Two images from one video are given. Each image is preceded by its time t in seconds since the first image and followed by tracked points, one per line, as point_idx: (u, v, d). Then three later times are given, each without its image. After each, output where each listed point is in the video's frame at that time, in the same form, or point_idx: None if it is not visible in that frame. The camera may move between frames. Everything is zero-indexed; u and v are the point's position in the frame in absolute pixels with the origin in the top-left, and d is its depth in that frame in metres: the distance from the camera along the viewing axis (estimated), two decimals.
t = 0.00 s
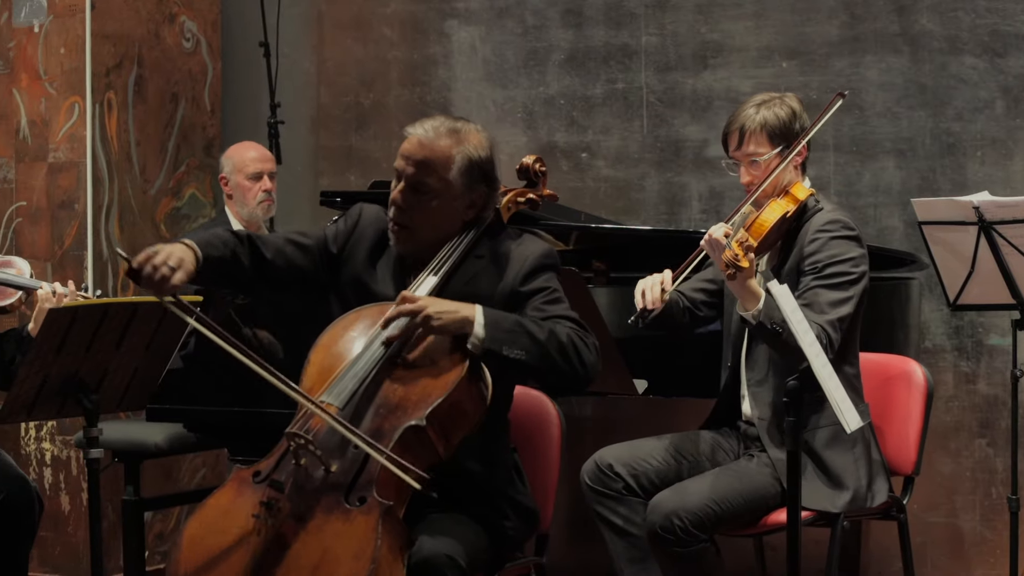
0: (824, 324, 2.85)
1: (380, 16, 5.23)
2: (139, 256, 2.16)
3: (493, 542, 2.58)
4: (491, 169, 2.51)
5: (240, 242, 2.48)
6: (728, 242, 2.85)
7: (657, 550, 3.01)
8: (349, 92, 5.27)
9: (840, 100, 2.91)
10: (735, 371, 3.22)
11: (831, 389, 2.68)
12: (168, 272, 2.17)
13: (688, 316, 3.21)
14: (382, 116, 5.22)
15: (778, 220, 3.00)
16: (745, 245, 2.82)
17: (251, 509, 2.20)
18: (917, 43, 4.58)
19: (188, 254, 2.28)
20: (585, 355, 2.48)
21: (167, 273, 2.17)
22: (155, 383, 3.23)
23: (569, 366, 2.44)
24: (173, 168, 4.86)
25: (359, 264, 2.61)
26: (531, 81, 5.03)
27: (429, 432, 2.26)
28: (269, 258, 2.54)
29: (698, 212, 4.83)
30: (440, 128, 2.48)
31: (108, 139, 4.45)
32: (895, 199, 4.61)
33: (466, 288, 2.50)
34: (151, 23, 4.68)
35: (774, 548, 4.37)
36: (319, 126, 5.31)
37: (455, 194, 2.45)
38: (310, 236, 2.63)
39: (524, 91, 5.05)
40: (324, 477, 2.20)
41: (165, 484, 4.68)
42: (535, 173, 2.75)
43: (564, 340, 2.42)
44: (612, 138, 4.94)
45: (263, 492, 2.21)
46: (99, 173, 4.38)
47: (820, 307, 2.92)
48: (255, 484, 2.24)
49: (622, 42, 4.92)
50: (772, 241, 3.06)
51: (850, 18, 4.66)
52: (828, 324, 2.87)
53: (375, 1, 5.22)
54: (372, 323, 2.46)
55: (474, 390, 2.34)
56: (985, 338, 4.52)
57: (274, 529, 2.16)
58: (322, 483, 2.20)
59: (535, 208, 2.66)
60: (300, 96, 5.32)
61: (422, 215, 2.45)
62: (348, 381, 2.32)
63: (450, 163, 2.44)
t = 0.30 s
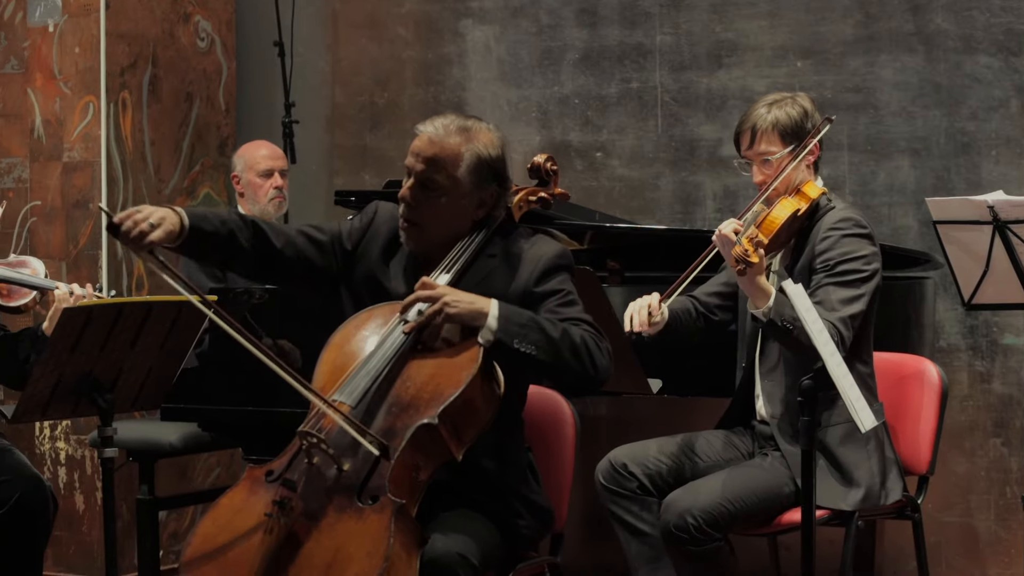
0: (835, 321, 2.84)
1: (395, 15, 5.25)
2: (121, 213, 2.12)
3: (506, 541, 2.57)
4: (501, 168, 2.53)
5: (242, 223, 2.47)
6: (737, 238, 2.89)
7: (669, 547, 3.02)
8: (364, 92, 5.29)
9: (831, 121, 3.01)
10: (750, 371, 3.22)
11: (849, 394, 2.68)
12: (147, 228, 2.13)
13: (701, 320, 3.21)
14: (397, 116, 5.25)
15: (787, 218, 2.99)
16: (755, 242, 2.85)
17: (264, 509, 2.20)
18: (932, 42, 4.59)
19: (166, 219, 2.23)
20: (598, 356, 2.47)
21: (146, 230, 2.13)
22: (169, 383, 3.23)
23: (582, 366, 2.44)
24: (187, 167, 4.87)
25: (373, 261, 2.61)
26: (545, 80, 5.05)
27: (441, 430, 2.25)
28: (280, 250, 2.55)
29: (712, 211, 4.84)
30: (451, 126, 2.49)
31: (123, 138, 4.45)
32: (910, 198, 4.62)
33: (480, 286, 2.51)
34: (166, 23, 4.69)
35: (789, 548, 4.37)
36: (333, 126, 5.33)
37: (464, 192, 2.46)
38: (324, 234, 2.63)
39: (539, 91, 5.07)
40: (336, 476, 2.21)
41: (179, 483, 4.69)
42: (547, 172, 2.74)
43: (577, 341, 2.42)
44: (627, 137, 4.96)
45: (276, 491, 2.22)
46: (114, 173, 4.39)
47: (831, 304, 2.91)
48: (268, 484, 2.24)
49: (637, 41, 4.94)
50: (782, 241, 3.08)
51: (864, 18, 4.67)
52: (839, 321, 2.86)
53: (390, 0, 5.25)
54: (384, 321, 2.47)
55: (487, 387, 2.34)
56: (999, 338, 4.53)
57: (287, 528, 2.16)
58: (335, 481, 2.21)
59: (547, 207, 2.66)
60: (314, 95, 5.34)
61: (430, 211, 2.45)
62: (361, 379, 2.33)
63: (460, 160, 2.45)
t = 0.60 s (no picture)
0: (852, 323, 2.84)
1: (408, 14, 5.27)
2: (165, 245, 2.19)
3: (520, 541, 2.57)
4: (512, 165, 2.53)
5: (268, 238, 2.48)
6: (755, 241, 2.93)
7: (683, 547, 3.02)
8: (378, 91, 5.31)
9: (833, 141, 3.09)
10: (765, 370, 3.24)
11: (863, 394, 2.66)
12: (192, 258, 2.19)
13: (715, 319, 3.24)
14: (410, 115, 5.26)
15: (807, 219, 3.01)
16: (773, 244, 2.89)
17: (277, 508, 2.20)
18: (946, 41, 4.59)
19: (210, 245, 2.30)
20: (615, 356, 2.47)
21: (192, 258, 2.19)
22: (182, 382, 3.22)
23: (598, 366, 2.44)
24: (201, 167, 4.88)
25: (386, 262, 2.61)
26: (559, 80, 5.06)
27: (456, 430, 2.26)
28: (297, 257, 2.54)
29: (726, 211, 4.85)
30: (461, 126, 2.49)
31: (137, 138, 4.46)
32: (924, 197, 4.62)
33: (496, 285, 2.51)
34: (179, 22, 4.70)
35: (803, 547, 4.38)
36: (347, 126, 5.35)
37: (478, 192, 2.46)
38: (337, 236, 2.62)
39: (553, 90, 5.08)
40: (350, 475, 2.21)
41: (193, 482, 4.70)
42: (562, 173, 2.75)
43: (594, 341, 2.42)
44: (640, 136, 4.97)
45: (290, 491, 2.22)
46: (127, 172, 4.39)
47: (849, 305, 2.90)
48: (281, 483, 2.24)
49: (650, 40, 4.94)
50: (799, 242, 3.08)
51: (878, 17, 4.67)
52: (856, 322, 2.86)
53: None
54: (398, 320, 2.47)
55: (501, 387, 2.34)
56: (1013, 337, 4.53)
57: (300, 527, 2.16)
58: (349, 480, 2.20)
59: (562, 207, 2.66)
60: (328, 94, 5.36)
61: (446, 214, 2.45)
62: (376, 377, 2.34)
63: (472, 161, 2.45)
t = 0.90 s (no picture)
0: (870, 328, 2.86)
1: (419, 14, 5.29)
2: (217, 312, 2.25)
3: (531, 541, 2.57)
4: (519, 163, 2.51)
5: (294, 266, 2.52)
6: (778, 247, 2.86)
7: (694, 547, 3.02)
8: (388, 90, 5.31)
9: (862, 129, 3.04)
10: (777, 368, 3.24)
11: (874, 395, 2.70)
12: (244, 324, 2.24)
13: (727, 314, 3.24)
14: (421, 114, 5.28)
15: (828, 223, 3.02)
16: (795, 253, 2.86)
17: (288, 508, 2.20)
18: (957, 40, 4.59)
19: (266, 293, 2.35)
20: (625, 357, 2.48)
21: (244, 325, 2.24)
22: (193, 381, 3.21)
23: (608, 367, 2.45)
24: (211, 166, 4.89)
25: (397, 271, 2.63)
26: (570, 78, 5.08)
27: (465, 428, 2.26)
28: (317, 276, 2.56)
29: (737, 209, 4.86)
30: (463, 130, 2.46)
31: (147, 137, 4.45)
32: (934, 196, 4.62)
33: (507, 284, 2.52)
34: (190, 21, 4.70)
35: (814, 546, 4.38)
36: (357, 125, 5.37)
37: (493, 194, 2.45)
38: (349, 247, 2.64)
39: (563, 89, 5.10)
40: (361, 474, 2.20)
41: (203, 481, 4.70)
42: (572, 172, 2.72)
43: (605, 342, 2.43)
44: (651, 135, 4.98)
45: (300, 490, 2.21)
46: (137, 171, 4.39)
47: (866, 310, 2.92)
48: (292, 482, 2.24)
49: (661, 39, 4.95)
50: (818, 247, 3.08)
51: (889, 16, 4.68)
52: (874, 327, 2.88)
53: None
54: (407, 320, 2.47)
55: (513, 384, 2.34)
56: None
57: (311, 526, 2.16)
58: (360, 479, 2.20)
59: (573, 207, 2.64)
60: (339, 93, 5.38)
61: (464, 220, 2.45)
62: (387, 377, 2.33)
63: (481, 164, 2.43)
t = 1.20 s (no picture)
0: (884, 327, 2.86)
1: (430, 13, 5.32)
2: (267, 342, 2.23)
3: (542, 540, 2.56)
4: (522, 157, 2.51)
5: (319, 283, 2.55)
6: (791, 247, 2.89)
7: (705, 547, 3.01)
8: (399, 88, 5.37)
9: (887, 110, 3.02)
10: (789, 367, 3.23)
11: (885, 393, 2.71)
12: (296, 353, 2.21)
13: (738, 310, 3.26)
14: (432, 112, 5.32)
15: (842, 221, 3.03)
16: (809, 251, 2.88)
17: (299, 509, 2.20)
18: (968, 39, 4.59)
19: (318, 319, 2.32)
20: (640, 358, 2.47)
21: (298, 353, 2.20)
22: (204, 380, 3.22)
23: (622, 368, 2.44)
24: (223, 164, 4.90)
25: (407, 279, 2.62)
26: (581, 77, 5.10)
27: (478, 427, 2.26)
28: (340, 291, 2.61)
29: (748, 208, 4.88)
30: (466, 134, 2.44)
31: (159, 136, 4.46)
32: (946, 194, 4.62)
33: (520, 285, 2.54)
34: (201, 20, 4.70)
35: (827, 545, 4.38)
36: (368, 123, 5.42)
37: (507, 192, 2.45)
38: (363, 257, 2.65)
39: (575, 88, 5.12)
40: (374, 473, 2.20)
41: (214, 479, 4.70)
42: (585, 171, 2.74)
43: (619, 343, 2.42)
44: (662, 133, 5.00)
45: (313, 490, 2.21)
46: (149, 169, 4.39)
47: (880, 309, 2.92)
48: (305, 480, 2.25)
49: (672, 38, 4.97)
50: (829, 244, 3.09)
51: (900, 14, 4.68)
52: (887, 326, 2.88)
53: None
54: (419, 319, 2.48)
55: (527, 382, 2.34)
56: None
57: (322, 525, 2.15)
58: (372, 478, 2.20)
59: (585, 205, 2.63)
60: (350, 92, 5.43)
61: (484, 223, 2.44)
62: (399, 376, 2.34)
63: (492, 165, 2.42)
